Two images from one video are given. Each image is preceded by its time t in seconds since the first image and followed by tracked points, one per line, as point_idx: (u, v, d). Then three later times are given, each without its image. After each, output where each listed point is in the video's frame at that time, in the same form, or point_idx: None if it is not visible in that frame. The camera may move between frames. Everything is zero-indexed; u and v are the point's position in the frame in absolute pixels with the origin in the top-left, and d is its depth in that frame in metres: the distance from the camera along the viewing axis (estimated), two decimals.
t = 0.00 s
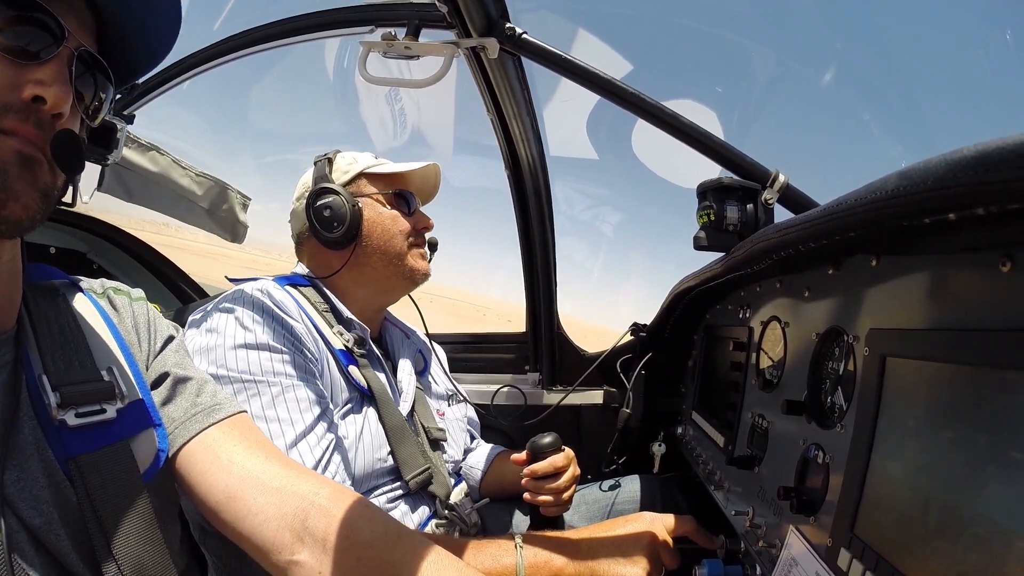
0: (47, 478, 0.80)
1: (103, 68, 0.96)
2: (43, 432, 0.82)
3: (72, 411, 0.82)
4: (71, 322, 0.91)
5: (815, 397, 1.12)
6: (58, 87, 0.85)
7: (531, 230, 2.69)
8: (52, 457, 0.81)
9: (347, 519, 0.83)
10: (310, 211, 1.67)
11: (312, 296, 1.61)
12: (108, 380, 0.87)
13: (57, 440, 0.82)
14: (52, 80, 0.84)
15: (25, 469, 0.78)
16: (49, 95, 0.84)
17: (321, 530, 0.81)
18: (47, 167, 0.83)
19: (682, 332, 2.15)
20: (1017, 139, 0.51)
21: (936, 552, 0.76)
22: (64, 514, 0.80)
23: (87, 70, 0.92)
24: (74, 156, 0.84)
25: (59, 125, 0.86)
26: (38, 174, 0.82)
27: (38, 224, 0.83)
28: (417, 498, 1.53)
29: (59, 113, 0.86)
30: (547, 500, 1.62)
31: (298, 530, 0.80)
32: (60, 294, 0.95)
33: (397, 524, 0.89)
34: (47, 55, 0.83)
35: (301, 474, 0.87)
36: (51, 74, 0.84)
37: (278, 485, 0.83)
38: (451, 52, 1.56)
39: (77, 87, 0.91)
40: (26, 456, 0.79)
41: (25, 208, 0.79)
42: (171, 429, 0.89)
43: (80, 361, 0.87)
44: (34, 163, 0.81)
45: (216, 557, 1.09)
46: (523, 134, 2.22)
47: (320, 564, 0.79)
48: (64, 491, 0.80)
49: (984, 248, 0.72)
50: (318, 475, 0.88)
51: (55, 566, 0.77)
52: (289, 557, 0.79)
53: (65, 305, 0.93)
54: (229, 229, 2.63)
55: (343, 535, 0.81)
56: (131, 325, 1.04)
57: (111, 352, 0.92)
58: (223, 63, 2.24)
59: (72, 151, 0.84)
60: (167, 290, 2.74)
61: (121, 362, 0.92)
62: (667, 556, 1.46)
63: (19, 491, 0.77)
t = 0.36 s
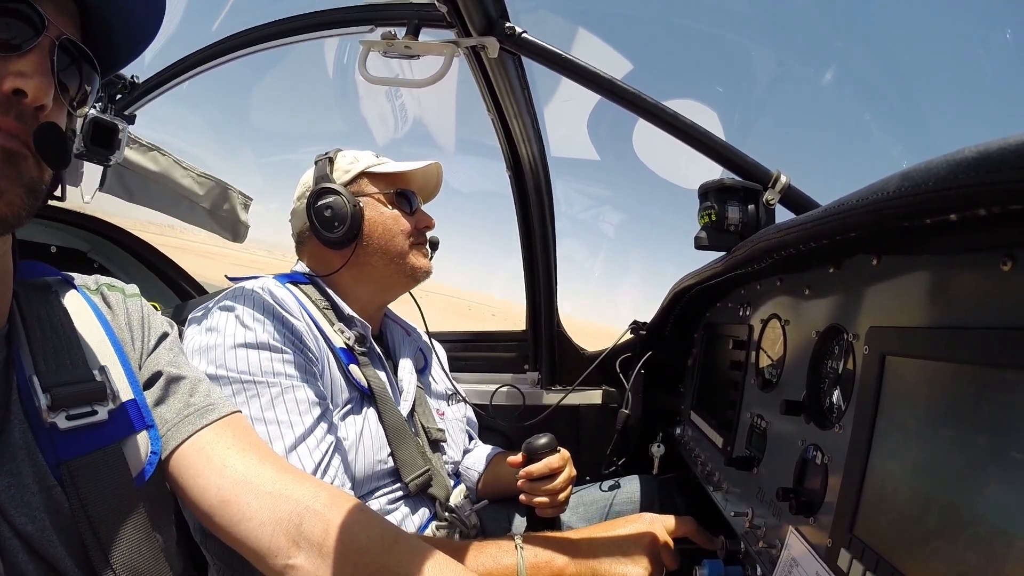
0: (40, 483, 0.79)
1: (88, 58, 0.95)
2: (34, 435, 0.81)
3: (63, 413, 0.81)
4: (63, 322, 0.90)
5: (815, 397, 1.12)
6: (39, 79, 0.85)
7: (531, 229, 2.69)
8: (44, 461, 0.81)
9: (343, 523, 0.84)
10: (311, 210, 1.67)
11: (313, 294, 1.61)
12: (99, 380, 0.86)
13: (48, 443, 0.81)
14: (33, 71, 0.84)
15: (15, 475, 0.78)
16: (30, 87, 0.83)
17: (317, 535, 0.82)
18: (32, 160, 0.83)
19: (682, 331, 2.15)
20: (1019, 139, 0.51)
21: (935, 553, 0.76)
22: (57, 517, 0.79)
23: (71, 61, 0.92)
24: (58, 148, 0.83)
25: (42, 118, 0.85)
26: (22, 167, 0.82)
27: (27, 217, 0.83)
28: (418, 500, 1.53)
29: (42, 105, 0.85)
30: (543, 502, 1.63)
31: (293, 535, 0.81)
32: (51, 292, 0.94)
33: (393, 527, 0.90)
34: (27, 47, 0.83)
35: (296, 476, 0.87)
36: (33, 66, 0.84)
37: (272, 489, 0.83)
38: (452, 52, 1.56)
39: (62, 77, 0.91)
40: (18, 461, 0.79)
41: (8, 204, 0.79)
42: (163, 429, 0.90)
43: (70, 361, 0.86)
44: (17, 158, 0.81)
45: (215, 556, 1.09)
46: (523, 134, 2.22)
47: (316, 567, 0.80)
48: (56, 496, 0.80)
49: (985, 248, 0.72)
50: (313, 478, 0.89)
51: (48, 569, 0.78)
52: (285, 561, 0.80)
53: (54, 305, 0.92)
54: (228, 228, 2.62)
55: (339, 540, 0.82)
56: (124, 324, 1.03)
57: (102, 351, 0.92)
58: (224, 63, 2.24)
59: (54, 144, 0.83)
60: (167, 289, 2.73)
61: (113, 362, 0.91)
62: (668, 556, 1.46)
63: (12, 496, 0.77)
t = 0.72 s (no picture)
0: (43, 481, 0.79)
1: (70, 29, 0.89)
2: (38, 435, 0.81)
3: (66, 413, 0.81)
4: (64, 324, 0.91)
5: (815, 397, 1.12)
6: (10, 49, 0.79)
7: (531, 230, 2.69)
8: (48, 460, 0.81)
9: (346, 523, 0.84)
10: (295, 211, 1.70)
11: (310, 298, 1.61)
12: (101, 380, 0.86)
13: (52, 442, 0.81)
14: (3, 42, 0.78)
15: (19, 473, 0.78)
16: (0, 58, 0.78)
17: (319, 535, 0.82)
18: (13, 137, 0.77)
19: (681, 332, 2.15)
20: (1019, 138, 0.51)
21: (934, 552, 0.76)
22: (59, 515, 0.79)
23: (58, 48, 0.87)
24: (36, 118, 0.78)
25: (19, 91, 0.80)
26: (0, 144, 0.76)
27: (12, 205, 0.78)
28: (420, 500, 1.53)
29: (18, 77, 0.80)
30: (545, 500, 1.62)
31: (295, 535, 0.81)
32: (53, 294, 0.94)
33: (395, 528, 0.90)
34: None
35: (298, 476, 0.87)
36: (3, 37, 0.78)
37: (275, 488, 0.83)
38: (452, 52, 1.56)
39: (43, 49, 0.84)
40: (21, 461, 0.79)
41: None
42: (166, 431, 0.89)
43: (73, 362, 0.86)
44: None
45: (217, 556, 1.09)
46: (523, 134, 2.22)
47: (318, 567, 0.80)
48: (60, 494, 0.80)
49: (984, 247, 0.72)
50: (316, 477, 0.89)
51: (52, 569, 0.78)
52: (288, 561, 0.80)
53: (56, 307, 0.92)
54: (228, 228, 2.63)
55: (341, 540, 0.82)
56: (126, 326, 1.03)
57: (105, 352, 0.91)
58: (224, 63, 2.24)
59: (33, 114, 0.77)
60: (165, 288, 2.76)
61: (117, 363, 0.91)
62: (668, 556, 1.46)
63: (15, 494, 0.76)
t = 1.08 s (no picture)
0: (43, 480, 0.80)
1: (55, 19, 0.88)
2: (36, 434, 0.82)
3: (64, 412, 0.81)
4: (60, 323, 0.90)
5: (814, 397, 1.12)
6: None
7: (531, 230, 2.69)
8: (47, 460, 0.81)
9: (347, 520, 0.84)
10: (295, 210, 1.71)
11: (311, 299, 1.61)
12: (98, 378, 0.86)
13: (49, 441, 0.81)
14: None
15: (16, 473, 0.78)
16: None
17: (320, 531, 0.82)
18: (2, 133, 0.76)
19: (681, 332, 2.15)
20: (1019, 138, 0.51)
21: (934, 553, 0.76)
22: (59, 514, 0.80)
23: (47, 40, 0.86)
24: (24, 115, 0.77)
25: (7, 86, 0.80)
26: None
27: (2, 204, 0.78)
28: (421, 499, 1.54)
29: (6, 70, 0.79)
30: (544, 500, 1.62)
31: (297, 531, 0.81)
32: (50, 293, 0.94)
33: (397, 525, 0.90)
34: None
35: (300, 474, 0.87)
36: None
37: (276, 486, 0.83)
38: (452, 52, 1.56)
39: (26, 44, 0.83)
40: (19, 460, 0.79)
41: None
42: (164, 428, 0.89)
43: (70, 361, 0.86)
44: None
45: (217, 556, 1.09)
46: (523, 134, 2.22)
47: (320, 564, 0.80)
48: (59, 493, 0.80)
49: (984, 247, 0.72)
50: (317, 475, 0.89)
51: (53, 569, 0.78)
52: (290, 557, 0.80)
53: (52, 305, 0.92)
54: (228, 229, 2.62)
55: (343, 536, 0.82)
56: (123, 324, 1.03)
57: (102, 350, 0.91)
58: (223, 63, 2.24)
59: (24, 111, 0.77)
60: (164, 288, 2.75)
61: (115, 361, 0.91)
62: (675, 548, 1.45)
63: (14, 494, 0.77)
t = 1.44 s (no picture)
0: (54, 478, 0.80)
1: (102, 55, 0.95)
2: (47, 432, 0.82)
3: (76, 411, 0.81)
4: (70, 324, 0.91)
5: (815, 396, 1.12)
6: (49, 83, 0.85)
7: (531, 229, 2.69)
8: (59, 458, 0.81)
9: (347, 523, 0.85)
10: (312, 210, 1.68)
11: (316, 293, 1.61)
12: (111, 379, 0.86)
13: (62, 440, 0.81)
14: (43, 76, 0.84)
15: (29, 471, 0.78)
16: (41, 93, 0.83)
17: (321, 534, 0.82)
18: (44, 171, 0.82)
19: (681, 331, 2.15)
20: (1018, 139, 0.51)
21: (934, 553, 0.76)
22: (69, 512, 0.80)
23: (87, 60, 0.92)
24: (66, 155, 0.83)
25: (55, 123, 0.86)
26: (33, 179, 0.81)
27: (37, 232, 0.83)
28: (423, 497, 1.55)
29: (54, 110, 0.86)
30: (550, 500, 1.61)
31: (298, 534, 0.81)
32: (61, 296, 0.94)
33: (397, 528, 0.91)
34: (39, 48, 0.83)
35: (302, 477, 0.87)
36: (42, 72, 0.84)
37: (278, 488, 0.83)
38: (452, 51, 1.55)
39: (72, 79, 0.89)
40: (31, 458, 0.79)
41: (18, 223, 0.78)
42: (174, 428, 0.89)
43: (82, 360, 0.86)
44: (27, 171, 0.80)
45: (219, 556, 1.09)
46: (523, 134, 2.22)
47: (320, 568, 0.81)
48: (70, 490, 0.80)
49: (983, 247, 0.72)
50: (319, 477, 0.89)
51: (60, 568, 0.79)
52: (289, 561, 0.80)
53: (63, 308, 0.92)
54: (228, 230, 2.63)
55: (342, 539, 0.83)
56: (132, 326, 1.04)
57: (111, 351, 0.91)
58: (223, 63, 2.25)
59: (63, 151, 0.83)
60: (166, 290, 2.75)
61: (125, 362, 0.91)
62: (672, 551, 1.45)
63: (25, 490, 0.77)
